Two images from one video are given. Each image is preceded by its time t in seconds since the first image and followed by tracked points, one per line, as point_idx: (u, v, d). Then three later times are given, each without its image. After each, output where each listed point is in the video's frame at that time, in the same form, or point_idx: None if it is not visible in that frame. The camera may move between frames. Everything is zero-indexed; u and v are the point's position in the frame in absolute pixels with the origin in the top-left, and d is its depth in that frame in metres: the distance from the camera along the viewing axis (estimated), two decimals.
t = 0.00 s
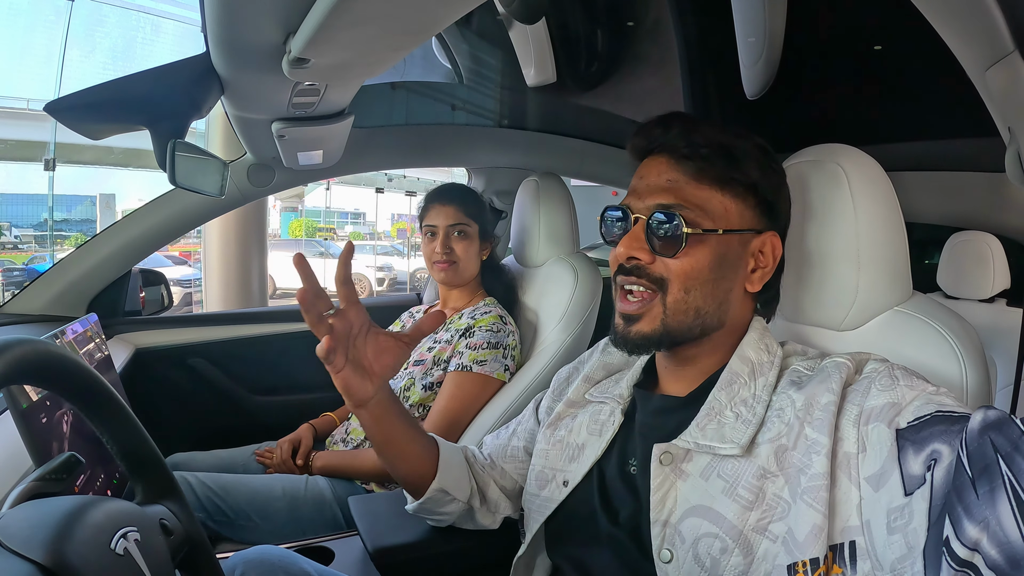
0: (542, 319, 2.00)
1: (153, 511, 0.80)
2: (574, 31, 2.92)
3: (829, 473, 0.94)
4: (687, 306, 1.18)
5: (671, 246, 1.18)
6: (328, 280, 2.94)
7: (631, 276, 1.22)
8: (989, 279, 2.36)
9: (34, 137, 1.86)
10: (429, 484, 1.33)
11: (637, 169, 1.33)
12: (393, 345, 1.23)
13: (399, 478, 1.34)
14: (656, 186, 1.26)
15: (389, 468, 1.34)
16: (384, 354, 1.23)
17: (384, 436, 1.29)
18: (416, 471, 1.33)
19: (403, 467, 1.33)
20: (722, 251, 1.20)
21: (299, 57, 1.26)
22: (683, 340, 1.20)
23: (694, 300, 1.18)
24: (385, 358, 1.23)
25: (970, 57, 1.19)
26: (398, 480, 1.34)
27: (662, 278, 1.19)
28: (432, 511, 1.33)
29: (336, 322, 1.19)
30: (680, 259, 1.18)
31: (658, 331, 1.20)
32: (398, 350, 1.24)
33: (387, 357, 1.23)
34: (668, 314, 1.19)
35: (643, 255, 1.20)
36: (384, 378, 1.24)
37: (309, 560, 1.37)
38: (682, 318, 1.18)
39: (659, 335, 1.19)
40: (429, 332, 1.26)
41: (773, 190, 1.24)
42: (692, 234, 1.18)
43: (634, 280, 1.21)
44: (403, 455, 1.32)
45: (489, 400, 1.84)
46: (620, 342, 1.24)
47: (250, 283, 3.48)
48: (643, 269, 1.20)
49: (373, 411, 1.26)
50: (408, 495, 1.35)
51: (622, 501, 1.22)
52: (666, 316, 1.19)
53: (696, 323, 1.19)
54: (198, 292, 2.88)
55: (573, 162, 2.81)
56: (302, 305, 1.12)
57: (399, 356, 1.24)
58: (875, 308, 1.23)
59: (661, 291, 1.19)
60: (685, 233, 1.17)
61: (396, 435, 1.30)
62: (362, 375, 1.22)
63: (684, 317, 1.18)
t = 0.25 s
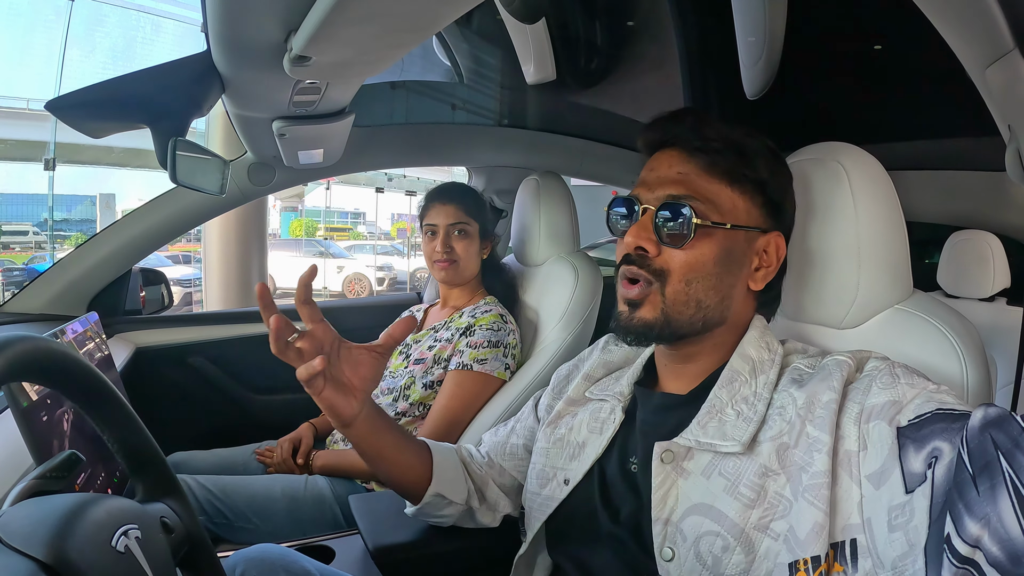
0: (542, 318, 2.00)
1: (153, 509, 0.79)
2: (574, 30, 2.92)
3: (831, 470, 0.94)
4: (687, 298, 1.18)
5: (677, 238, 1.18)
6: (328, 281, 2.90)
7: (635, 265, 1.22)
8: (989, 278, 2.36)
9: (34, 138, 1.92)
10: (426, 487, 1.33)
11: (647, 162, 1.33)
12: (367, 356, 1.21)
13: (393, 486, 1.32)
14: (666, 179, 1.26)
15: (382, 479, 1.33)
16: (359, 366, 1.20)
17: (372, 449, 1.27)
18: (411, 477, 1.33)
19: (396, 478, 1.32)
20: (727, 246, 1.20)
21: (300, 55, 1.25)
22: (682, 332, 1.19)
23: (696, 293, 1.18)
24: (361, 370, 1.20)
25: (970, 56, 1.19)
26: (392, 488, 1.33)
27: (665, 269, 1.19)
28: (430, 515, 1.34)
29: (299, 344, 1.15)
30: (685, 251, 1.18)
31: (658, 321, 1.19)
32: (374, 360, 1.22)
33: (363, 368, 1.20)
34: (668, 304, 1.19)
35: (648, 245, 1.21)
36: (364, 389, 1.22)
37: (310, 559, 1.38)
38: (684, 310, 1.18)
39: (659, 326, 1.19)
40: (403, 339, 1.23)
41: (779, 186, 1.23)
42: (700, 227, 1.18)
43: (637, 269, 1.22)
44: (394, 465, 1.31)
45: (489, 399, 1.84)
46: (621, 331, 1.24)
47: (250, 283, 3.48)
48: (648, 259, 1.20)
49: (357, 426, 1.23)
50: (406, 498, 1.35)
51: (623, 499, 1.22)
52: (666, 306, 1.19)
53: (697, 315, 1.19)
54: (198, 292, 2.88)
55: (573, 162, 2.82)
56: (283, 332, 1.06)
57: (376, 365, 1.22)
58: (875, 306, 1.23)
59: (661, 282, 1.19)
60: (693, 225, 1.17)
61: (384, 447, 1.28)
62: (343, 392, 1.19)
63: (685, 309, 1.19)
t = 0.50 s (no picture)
0: (541, 321, 2.00)
1: (149, 518, 0.79)
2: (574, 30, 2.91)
3: (834, 477, 0.93)
4: (694, 310, 1.17)
5: (682, 252, 1.16)
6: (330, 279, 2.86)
7: (640, 279, 1.20)
8: (989, 281, 2.35)
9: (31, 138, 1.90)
10: (445, 486, 1.33)
11: (648, 171, 1.31)
12: (435, 342, 1.32)
13: (414, 480, 1.32)
14: (669, 189, 1.24)
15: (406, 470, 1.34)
16: (426, 349, 1.32)
17: (413, 432, 1.31)
18: (435, 472, 1.33)
19: (418, 471, 1.32)
20: (732, 256, 1.18)
21: (295, 59, 1.25)
22: (689, 343, 1.19)
23: (702, 304, 1.17)
24: (426, 354, 1.32)
25: (972, 60, 1.18)
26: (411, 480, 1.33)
27: (671, 283, 1.17)
28: (441, 513, 1.32)
29: (383, 312, 1.27)
30: (690, 265, 1.17)
31: (665, 333, 1.18)
32: (438, 346, 1.33)
33: (428, 352, 1.32)
34: (676, 317, 1.17)
35: (653, 259, 1.19)
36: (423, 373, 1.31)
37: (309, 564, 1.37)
38: (691, 322, 1.17)
39: (666, 338, 1.18)
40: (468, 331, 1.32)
41: (782, 192, 1.22)
42: (704, 240, 1.17)
43: (642, 283, 1.20)
44: (420, 457, 1.33)
45: (489, 402, 1.83)
46: (628, 340, 1.23)
47: (249, 283, 3.47)
48: (653, 273, 1.18)
49: (406, 405, 1.29)
50: (414, 494, 1.34)
51: (624, 503, 1.21)
52: (673, 320, 1.18)
53: (704, 327, 1.18)
54: (197, 293, 2.87)
55: (573, 162, 2.81)
56: (392, 288, 1.20)
57: (439, 352, 1.32)
58: (876, 311, 1.23)
59: (667, 295, 1.18)
60: (698, 238, 1.16)
61: (425, 433, 1.32)
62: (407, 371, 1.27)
63: (692, 321, 1.17)
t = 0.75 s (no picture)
0: (541, 321, 2.00)
1: (150, 518, 0.79)
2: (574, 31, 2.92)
3: (834, 477, 0.93)
4: (695, 318, 1.17)
5: (679, 261, 1.16)
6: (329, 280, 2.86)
7: (639, 289, 1.20)
8: (989, 281, 2.35)
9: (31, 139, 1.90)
10: (440, 489, 1.33)
11: (641, 180, 1.30)
12: (419, 352, 1.24)
13: (410, 487, 1.33)
14: (665, 196, 1.23)
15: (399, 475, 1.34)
16: (410, 360, 1.25)
17: (401, 444, 1.30)
18: (429, 479, 1.33)
19: (411, 476, 1.32)
20: (730, 262, 1.18)
21: (296, 59, 1.25)
22: (690, 349, 1.19)
23: (702, 312, 1.17)
24: (410, 364, 1.25)
25: (973, 60, 1.18)
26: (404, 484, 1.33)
27: (670, 292, 1.17)
28: (438, 516, 1.32)
29: (362, 328, 1.21)
30: (688, 274, 1.16)
31: (667, 342, 1.18)
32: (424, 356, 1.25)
33: (412, 362, 1.25)
34: (677, 326, 1.17)
35: (650, 269, 1.19)
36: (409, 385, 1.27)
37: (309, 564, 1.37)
38: (691, 330, 1.17)
39: (668, 347, 1.19)
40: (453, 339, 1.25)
41: (781, 193, 1.22)
42: (700, 250, 1.16)
43: (642, 294, 1.19)
44: (411, 464, 1.32)
45: (489, 402, 1.83)
46: (630, 347, 1.24)
47: (250, 283, 3.48)
48: (651, 283, 1.18)
49: (393, 418, 1.28)
50: (413, 497, 1.34)
51: (624, 503, 1.21)
52: (673, 328, 1.18)
53: (704, 333, 1.18)
54: (197, 293, 2.87)
55: (572, 162, 2.81)
56: (370, 312, 1.14)
57: (425, 361, 1.25)
58: (876, 311, 1.22)
59: (668, 304, 1.18)
60: (693, 248, 1.15)
61: (414, 442, 1.31)
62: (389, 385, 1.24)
63: (692, 328, 1.17)
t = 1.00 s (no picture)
0: (541, 319, 2.00)
1: (150, 515, 0.79)
2: (574, 29, 2.92)
3: (834, 475, 0.93)
4: (695, 322, 1.17)
5: (677, 268, 1.17)
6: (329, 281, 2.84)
7: (637, 296, 1.20)
8: (990, 280, 2.35)
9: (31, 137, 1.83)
10: (440, 488, 1.33)
11: (636, 183, 1.30)
12: (414, 351, 1.26)
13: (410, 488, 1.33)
14: (662, 199, 1.23)
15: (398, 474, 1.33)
16: (405, 359, 1.25)
17: (398, 442, 1.30)
18: (429, 479, 1.33)
19: (411, 474, 1.32)
20: (728, 264, 1.18)
21: (296, 57, 1.25)
22: (691, 352, 1.19)
23: (702, 315, 1.18)
24: (406, 364, 1.25)
25: (972, 58, 1.18)
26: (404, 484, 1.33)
27: (669, 297, 1.17)
28: (438, 515, 1.32)
29: (356, 329, 1.20)
30: (686, 280, 1.17)
31: (667, 346, 1.19)
32: (419, 354, 1.26)
33: (407, 361, 1.25)
34: (677, 330, 1.18)
35: (648, 275, 1.19)
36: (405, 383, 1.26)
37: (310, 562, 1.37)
38: (692, 334, 1.18)
39: (669, 351, 1.19)
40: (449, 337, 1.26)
41: (781, 191, 1.22)
42: (697, 256, 1.17)
43: (641, 299, 1.20)
44: (410, 463, 1.32)
45: (490, 401, 1.83)
46: (631, 349, 1.24)
47: (250, 283, 3.47)
48: (649, 289, 1.19)
49: (390, 417, 1.28)
50: (413, 497, 1.34)
51: (625, 501, 1.21)
52: (674, 333, 1.18)
53: (704, 336, 1.18)
54: (197, 292, 2.87)
55: (572, 162, 2.81)
56: (366, 314, 1.13)
57: (420, 359, 1.26)
58: (876, 309, 1.23)
59: (667, 310, 1.18)
60: (690, 255, 1.16)
61: (412, 441, 1.31)
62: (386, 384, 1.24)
63: (692, 332, 1.18)
